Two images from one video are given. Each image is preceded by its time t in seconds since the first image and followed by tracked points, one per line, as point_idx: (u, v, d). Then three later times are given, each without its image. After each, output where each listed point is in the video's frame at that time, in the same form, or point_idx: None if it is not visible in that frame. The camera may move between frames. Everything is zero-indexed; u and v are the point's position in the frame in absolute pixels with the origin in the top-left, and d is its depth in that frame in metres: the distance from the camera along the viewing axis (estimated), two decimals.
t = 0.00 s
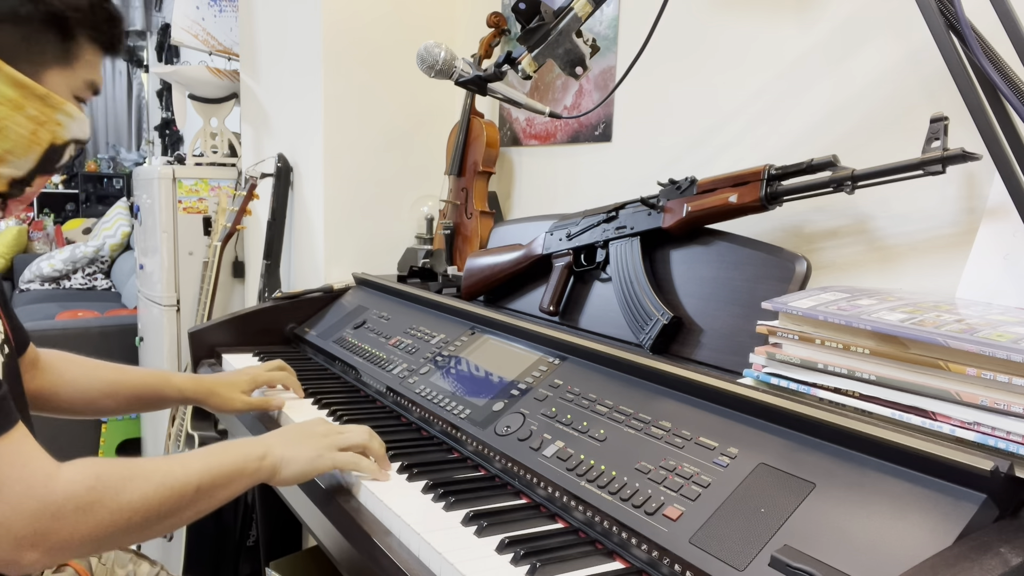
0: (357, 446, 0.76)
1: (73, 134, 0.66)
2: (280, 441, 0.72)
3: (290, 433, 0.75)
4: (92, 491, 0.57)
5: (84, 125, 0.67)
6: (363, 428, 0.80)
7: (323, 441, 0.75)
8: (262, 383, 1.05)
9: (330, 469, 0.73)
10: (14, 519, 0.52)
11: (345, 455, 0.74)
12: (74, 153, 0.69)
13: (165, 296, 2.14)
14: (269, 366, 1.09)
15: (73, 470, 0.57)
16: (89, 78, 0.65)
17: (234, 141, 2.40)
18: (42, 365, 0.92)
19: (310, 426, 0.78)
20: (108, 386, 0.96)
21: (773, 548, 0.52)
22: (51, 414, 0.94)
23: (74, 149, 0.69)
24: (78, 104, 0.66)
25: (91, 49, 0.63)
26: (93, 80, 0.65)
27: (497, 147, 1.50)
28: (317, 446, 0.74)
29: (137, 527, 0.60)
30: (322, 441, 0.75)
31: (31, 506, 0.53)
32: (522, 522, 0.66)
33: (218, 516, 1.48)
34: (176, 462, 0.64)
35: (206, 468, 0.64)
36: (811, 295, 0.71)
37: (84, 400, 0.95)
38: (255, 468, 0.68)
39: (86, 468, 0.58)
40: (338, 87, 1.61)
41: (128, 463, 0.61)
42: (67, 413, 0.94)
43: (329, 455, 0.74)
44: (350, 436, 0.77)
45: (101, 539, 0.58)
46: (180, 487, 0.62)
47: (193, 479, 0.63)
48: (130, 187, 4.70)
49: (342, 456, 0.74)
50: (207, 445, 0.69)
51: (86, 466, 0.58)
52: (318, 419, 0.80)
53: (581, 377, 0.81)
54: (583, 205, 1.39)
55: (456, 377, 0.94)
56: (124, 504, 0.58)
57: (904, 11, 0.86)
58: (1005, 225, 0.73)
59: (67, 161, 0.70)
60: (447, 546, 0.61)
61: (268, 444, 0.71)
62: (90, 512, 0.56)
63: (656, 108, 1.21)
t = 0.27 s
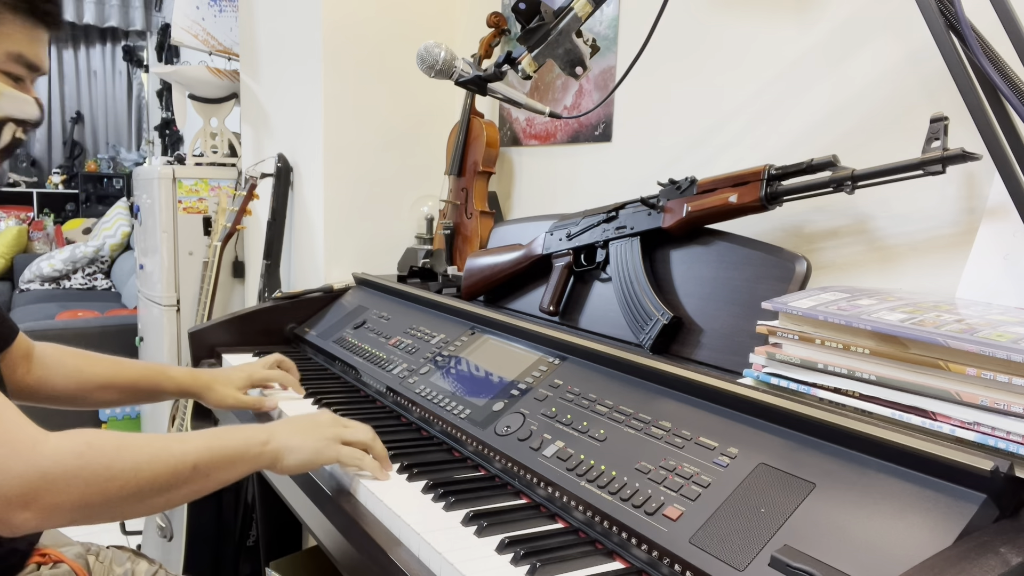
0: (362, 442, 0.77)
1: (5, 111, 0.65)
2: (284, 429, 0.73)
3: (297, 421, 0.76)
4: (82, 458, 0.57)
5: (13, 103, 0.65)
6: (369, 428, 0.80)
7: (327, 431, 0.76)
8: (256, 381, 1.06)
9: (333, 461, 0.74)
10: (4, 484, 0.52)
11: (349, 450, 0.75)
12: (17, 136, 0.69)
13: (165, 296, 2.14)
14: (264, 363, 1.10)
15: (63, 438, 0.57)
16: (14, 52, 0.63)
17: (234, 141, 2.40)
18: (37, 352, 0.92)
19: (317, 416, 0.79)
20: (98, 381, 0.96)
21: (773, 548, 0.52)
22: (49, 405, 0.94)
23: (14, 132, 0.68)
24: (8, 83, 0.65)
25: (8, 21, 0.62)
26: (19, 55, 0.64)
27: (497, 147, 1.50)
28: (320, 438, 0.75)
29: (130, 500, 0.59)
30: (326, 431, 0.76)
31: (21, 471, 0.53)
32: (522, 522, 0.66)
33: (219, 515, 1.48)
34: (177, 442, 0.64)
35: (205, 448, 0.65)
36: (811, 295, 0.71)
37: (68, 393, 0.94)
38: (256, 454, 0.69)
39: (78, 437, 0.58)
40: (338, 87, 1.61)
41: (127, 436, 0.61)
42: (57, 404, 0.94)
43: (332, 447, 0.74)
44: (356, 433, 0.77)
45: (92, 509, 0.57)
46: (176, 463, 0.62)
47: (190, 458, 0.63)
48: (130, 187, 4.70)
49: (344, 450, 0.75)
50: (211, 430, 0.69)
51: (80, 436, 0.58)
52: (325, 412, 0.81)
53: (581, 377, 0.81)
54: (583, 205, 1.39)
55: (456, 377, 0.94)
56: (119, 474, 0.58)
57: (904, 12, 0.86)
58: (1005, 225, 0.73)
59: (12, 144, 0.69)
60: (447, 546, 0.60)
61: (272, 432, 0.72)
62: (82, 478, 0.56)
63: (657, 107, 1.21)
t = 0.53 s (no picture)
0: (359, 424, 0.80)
1: None
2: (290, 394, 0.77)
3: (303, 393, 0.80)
4: (92, 415, 0.57)
5: None
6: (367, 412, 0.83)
7: (331, 408, 0.80)
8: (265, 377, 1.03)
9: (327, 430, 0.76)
10: (20, 439, 0.53)
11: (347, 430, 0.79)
12: None
13: (165, 296, 2.14)
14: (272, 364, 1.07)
15: (70, 396, 0.57)
16: None
17: (234, 141, 2.40)
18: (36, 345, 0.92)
19: (323, 394, 0.83)
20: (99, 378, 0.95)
21: (773, 548, 0.52)
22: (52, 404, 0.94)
23: None
24: None
25: None
26: None
27: (497, 147, 1.50)
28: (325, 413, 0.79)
29: (144, 453, 0.61)
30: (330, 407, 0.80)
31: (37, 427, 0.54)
32: (522, 522, 0.66)
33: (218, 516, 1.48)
34: (190, 396, 0.66)
35: (215, 405, 0.67)
36: (811, 295, 0.71)
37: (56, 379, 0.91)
38: (262, 410, 0.73)
39: (85, 394, 0.58)
40: (338, 87, 1.61)
41: (137, 393, 0.62)
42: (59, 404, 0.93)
43: (331, 421, 0.79)
44: (356, 415, 0.81)
45: (108, 461, 0.59)
46: (188, 419, 0.64)
47: (201, 411, 0.65)
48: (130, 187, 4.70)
49: (343, 429, 0.79)
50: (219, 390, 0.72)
51: (86, 392, 0.58)
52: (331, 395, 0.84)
53: (580, 377, 0.81)
54: (583, 205, 1.39)
55: (456, 377, 0.94)
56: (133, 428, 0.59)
57: (904, 12, 0.86)
58: (1005, 225, 0.73)
59: None
60: (447, 547, 0.60)
61: (279, 394, 0.76)
62: (98, 434, 0.57)
63: (657, 107, 1.21)
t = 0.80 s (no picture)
0: (349, 436, 0.78)
1: None
2: (279, 424, 0.77)
3: (291, 416, 0.79)
4: (85, 422, 0.62)
5: None
6: (360, 419, 0.82)
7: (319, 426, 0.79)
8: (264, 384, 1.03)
9: (321, 453, 0.76)
10: (12, 439, 0.59)
11: (337, 442, 0.77)
12: None
13: (165, 296, 2.14)
14: (275, 369, 1.07)
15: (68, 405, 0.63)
16: None
17: (234, 141, 2.40)
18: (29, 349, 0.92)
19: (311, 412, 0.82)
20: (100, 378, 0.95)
21: (773, 548, 0.52)
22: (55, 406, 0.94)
23: None
24: None
25: None
26: None
27: (497, 147, 1.50)
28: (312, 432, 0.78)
29: (132, 470, 0.65)
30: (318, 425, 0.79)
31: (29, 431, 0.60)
32: (522, 523, 0.66)
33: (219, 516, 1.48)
34: (177, 418, 0.69)
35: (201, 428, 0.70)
36: (811, 295, 0.71)
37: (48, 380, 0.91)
38: (250, 442, 0.74)
39: (83, 405, 0.64)
40: (338, 87, 1.61)
41: (133, 409, 0.67)
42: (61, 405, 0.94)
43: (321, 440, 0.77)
44: (345, 426, 0.79)
45: (95, 472, 0.63)
46: (174, 440, 0.67)
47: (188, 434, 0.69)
48: (130, 187, 4.70)
49: (333, 443, 0.77)
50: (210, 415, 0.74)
51: (85, 404, 0.64)
52: (318, 407, 0.83)
53: (580, 377, 0.81)
54: (583, 205, 1.39)
55: (456, 377, 0.94)
56: (122, 442, 0.64)
57: (904, 12, 0.86)
58: (1005, 225, 0.73)
59: None
60: (447, 546, 0.60)
61: (267, 425, 0.76)
62: (89, 445, 0.62)
63: (657, 108, 1.21)
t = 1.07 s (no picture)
0: (350, 438, 0.78)
1: None
2: (279, 426, 0.76)
3: (292, 419, 0.79)
4: (88, 424, 0.62)
5: None
6: (361, 421, 0.82)
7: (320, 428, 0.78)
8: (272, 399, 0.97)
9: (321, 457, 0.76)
10: (12, 444, 0.58)
11: (339, 446, 0.77)
12: None
13: (165, 296, 2.14)
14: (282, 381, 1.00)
15: (69, 408, 0.62)
16: None
17: (234, 141, 2.40)
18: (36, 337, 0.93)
19: (312, 413, 0.81)
20: (103, 378, 0.96)
21: (773, 548, 0.52)
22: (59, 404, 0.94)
23: None
24: None
25: None
26: None
27: (497, 147, 1.50)
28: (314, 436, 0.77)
29: (134, 474, 0.65)
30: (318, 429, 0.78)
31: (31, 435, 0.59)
32: (522, 523, 0.66)
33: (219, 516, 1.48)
34: (178, 422, 0.69)
35: (201, 432, 0.69)
36: (811, 295, 0.71)
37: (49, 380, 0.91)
38: (251, 447, 0.73)
39: (84, 407, 0.63)
40: (338, 87, 1.61)
41: (134, 413, 0.67)
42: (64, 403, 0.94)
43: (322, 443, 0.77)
44: (346, 428, 0.79)
45: (97, 475, 0.63)
46: (176, 445, 0.67)
47: (189, 439, 0.68)
48: (130, 187, 4.70)
49: (334, 446, 0.77)
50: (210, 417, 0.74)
51: (86, 406, 0.64)
52: (319, 409, 0.83)
53: (580, 377, 0.81)
54: (583, 205, 1.39)
55: (456, 377, 0.94)
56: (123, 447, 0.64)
57: (904, 12, 0.86)
58: (1005, 225, 0.73)
59: None
60: (447, 546, 0.60)
61: (268, 427, 0.75)
62: (90, 448, 0.62)
63: (656, 108, 1.21)
